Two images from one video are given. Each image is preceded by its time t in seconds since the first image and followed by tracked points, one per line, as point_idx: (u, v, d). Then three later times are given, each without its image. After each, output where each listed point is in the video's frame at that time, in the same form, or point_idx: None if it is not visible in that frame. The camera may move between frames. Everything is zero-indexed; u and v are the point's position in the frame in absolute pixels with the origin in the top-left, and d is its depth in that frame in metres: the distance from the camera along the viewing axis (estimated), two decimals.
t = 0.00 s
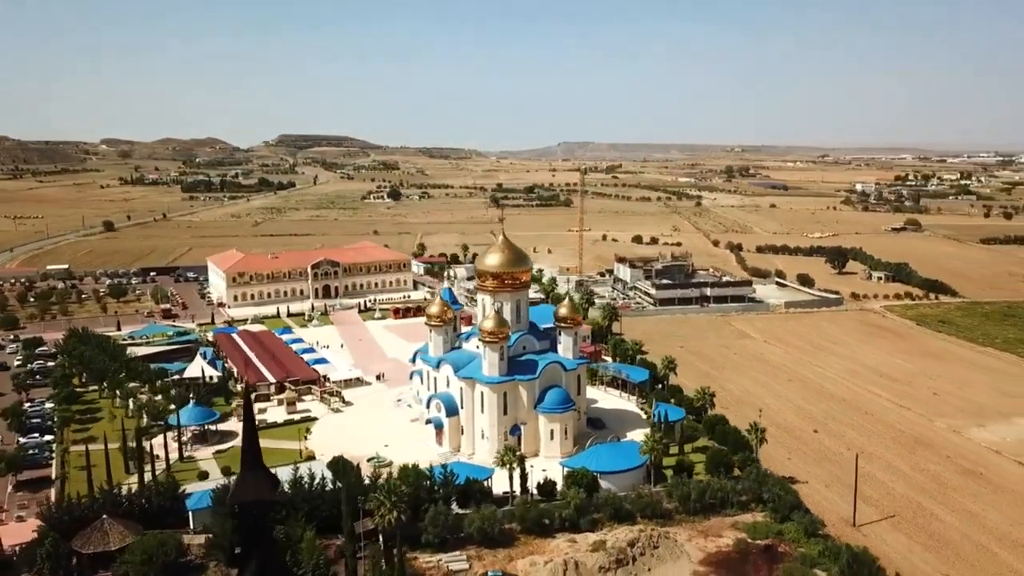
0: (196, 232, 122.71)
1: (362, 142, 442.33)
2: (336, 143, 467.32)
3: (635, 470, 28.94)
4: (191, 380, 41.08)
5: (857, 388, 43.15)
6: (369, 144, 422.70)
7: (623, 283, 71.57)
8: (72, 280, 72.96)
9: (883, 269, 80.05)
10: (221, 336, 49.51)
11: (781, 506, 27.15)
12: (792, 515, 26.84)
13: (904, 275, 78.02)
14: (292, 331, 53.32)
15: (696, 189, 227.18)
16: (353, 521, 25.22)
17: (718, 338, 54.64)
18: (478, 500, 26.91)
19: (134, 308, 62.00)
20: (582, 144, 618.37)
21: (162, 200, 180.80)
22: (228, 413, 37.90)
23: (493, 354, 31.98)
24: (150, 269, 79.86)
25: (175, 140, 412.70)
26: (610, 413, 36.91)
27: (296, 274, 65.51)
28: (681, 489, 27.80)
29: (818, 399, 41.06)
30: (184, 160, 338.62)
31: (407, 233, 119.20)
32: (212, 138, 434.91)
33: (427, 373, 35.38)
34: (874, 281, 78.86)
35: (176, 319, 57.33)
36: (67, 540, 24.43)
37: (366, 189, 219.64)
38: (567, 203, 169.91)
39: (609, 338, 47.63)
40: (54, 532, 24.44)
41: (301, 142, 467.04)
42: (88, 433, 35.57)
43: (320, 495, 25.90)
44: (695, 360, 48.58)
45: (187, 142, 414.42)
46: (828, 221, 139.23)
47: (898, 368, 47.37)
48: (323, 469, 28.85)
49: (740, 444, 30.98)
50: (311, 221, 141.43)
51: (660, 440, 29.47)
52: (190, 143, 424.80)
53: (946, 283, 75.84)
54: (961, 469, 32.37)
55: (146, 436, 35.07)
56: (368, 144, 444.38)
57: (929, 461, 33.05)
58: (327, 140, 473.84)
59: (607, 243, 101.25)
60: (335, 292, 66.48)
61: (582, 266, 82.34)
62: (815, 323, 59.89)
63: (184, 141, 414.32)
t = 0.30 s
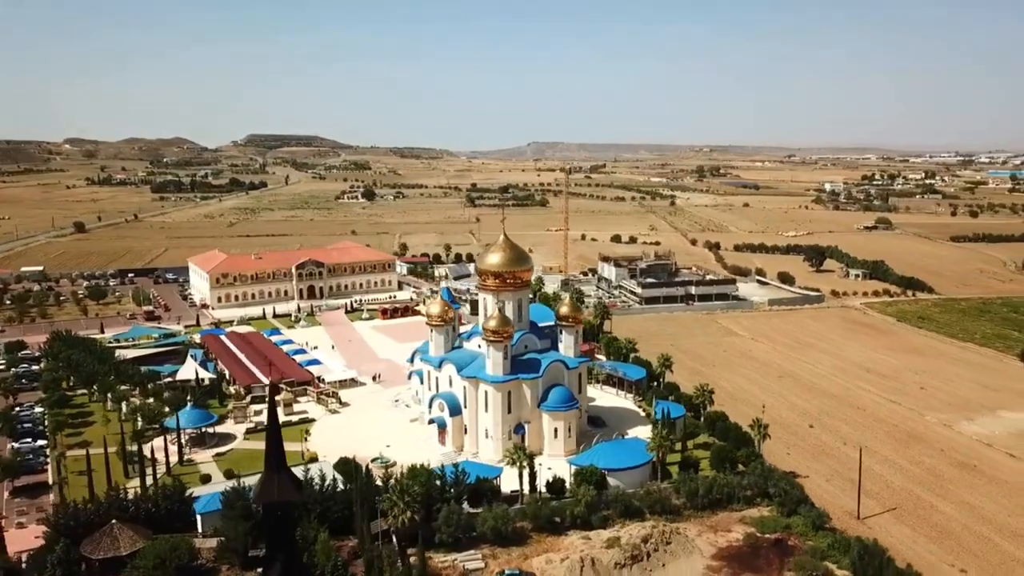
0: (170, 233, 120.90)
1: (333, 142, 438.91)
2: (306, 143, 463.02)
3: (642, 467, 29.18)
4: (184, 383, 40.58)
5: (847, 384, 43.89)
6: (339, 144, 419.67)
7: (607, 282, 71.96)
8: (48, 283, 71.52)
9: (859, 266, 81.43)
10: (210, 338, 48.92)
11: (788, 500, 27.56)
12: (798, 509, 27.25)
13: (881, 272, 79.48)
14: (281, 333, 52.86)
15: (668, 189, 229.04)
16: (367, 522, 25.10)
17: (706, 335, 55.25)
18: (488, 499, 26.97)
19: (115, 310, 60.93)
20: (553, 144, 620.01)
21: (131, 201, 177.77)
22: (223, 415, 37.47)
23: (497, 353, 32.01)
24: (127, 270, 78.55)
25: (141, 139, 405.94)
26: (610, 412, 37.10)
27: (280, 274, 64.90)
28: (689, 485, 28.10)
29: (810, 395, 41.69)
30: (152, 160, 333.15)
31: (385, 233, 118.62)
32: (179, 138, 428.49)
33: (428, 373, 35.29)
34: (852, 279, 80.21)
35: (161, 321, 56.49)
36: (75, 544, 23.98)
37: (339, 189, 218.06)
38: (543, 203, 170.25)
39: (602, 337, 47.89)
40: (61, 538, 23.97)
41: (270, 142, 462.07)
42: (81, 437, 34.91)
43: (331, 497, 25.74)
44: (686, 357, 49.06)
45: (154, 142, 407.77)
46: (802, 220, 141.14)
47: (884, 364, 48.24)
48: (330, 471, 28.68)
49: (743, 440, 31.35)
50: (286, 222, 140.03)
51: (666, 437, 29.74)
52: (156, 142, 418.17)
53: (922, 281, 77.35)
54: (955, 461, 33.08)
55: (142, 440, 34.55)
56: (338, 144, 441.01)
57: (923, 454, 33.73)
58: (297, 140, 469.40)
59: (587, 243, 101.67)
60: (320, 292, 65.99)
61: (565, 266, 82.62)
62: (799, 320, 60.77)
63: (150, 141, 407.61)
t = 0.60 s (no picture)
0: (143, 234, 119.00)
1: (303, 142, 434.96)
2: (276, 144, 458.16)
3: (649, 464, 29.44)
4: (177, 386, 40.09)
5: (837, 380, 44.60)
6: (310, 144, 416.06)
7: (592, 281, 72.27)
8: (23, 285, 70.04)
9: (838, 265, 82.67)
10: (199, 340, 48.33)
11: (793, 495, 27.96)
12: (803, 504, 27.65)
13: (859, 270, 80.81)
14: (270, 334, 52.36)
15: (642, 188, 230.47)
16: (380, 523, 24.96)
17: (694, 333, 55.79)
18: (499, 498, 26.97)
19: (95, 313, 59.87)
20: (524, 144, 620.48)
21: (100, 201, 174.58)
22: (220, 418, 37.01)
23: (501, 352, 32.04)
24: (104, 272, 77.18)
25: (107, 139, 398.68)
26: (609, 410, 37.28)
27: (265, 275, 64.26)
28: (696, 481, 28.39)
29: (803, 391, 42.30)
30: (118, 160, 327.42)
31: (363, 233, 117.97)
32: (146, 138, 421.70)
33: (428, 373, 35.24)
34: (831, 276, 81.42)
35: (144, 324, 55.64)
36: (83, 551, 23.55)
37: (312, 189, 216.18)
38: (519, 203, 170.34)
39: (594, 335, 48.05)
40: (70, 545, 23.51)
41: (239, 142, 456.35)
42: (75, 442, 34.31)
43: (343, 498, 25.56)
44: (677, 355, 49.49)
45: (120, 142, 400.80)
46: (776, 219, 142.90)
47: (870, 360, 49.07)
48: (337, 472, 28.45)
49: (745, 436, 31.71)
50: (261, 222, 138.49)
51: (672, 434, 30.02)
52: (122, 142, 411.11)
53: (899, 278, 78.78)
54: (949, 454, 33.78)
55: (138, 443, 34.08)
56: (309, 144, 437.00)
57: (917, 448, 34.40)
58: (266, 140, 464.53)
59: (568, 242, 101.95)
60: (305, 293, 65.41)
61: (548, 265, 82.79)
62: (783, 318, 61.59)
63: (116, 141, 400.64)
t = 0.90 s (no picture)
0: (111, 236, 116.69)
1: (268, 142, 429.95)
2: (240, 144, 452.14)
3: (652, 461, 29.68)
4: (166, 390, 39.46)
5: (823, 376, 45.38)
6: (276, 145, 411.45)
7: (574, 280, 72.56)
8: None
9: (812, 263, 83.99)
10: (183, 342, 47.59)
11: (795, 489, 28.40)
12: (804, 498, 28.11)
13: (833, 267, 82.28)
14: (254, 336, 51.73)
15: (611, 188, 231.82)
16: (391, 524, 24.83)
17: (679, 330, 56.32)
18: (507, 496, 26.98)
19: (71, 317, 58.60)
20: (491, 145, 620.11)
21: (62, 203, 170.76)
22: (212, 421, 36.54)
23: (502, 351, 32.07)
24: (76, 275, 75.57)
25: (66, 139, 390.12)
26: (604, 407, 37.47)
27: (245, 277, 63.43)
28: (699, 477, 28.68)
29: (791, 387, 42.96)
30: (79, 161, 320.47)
31: (337, 234, 117.00)
32: (106, 138, 413.66)
33: (426, 373, 35.14)
34: (806, 274, 82.74)
35: (123, 327, 54.62)
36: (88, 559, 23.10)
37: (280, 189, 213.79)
38: (492, 203, 170.31)
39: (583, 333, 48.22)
40: (75, 552, 23.12)
41: (203, 141, 449.39)
42: (64, 448, 33.62)
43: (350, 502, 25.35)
44: (664, 352, 49.90)
45: (79, 142, 392.49)
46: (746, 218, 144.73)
47: (853, 356, 50.00)
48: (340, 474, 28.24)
49: (743, 431, 32.14)
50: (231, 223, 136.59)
51: (674, 431, 30.30)
52: (82, 143, 402.78)
53: (872, 276, 80.34)
54: (938, 446, 34.56)
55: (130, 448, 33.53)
56: (274, 144, 432.12)
57: (907, 441, 35.17)
58: (230, 140, 458.01)
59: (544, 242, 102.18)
60: (286, 295, 64.67)
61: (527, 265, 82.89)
62: (764, 315, 62.46)
63: (76, 141, 392.42)
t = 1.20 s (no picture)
0: (83, 237, 114.75)
1: (238, 142, 424.96)
2: (210, 144, 446.72)
3: (657, 458, 29.94)
4: (158, 394, 38.91)
5: (812, 372, 46.05)
6: (246, 144, 407.18)
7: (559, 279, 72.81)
8: None
9: (791, 261, 85.04)
10: (171, 345, 46.95)
11: (798, 484, 28.78)
12: (807, 493, 28.51)
13: (812, 265, 83.50)
14: (243, 338, 51.22)
15: (586, 188, 232.71)
16: (402, 524, 24.76)
17: (667, 329, 56.77)
18: (516, 495, 27.02)
19: (52, 319, 57.58)
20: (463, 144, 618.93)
21: (30, 204, 167.49)
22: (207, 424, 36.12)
23: (504, 351, 32.11)
24: (52, 277, 74.23)
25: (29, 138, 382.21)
26: (602, 406, 37.64)
27: (229, 278, 62.73)
28: (704, 474, 28.95)
29: (782, 384, 43.55)
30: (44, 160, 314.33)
31: (315, 234, 116.21)
32: (71, 138, 406.20)
33: (426, 373, 35.07)
34: (785, 272, 83.84)
35: (107, 329, 53.80)
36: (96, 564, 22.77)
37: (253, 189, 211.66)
38: (468, 203, 170.07)
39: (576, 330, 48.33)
40: (84, 559, 22.82)
41: (171, 141, 443.07)
42: (57, 453, 33.04)
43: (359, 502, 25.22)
44: (655, 351, 50.27)
45: (43, 142, 384.87)
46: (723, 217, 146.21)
47: (839, 353, 50.80)
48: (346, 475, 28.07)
49: (743, 428, 32.50)
50: (206, 224, 134.95)
51: (678, 428, 30.58)
52: (46, 143, 395.16)
53: (851, 274, 81.60)
54: (930, 440, 35.22)
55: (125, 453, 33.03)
56: (244, 144, 427.45)
57: (900, 434, 35.81)
58: (199, 139, 452.24)
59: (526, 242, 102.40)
60: (271, 296, 63.96)
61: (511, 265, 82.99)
62: (749, 313, 63.21)
63: (40, 142, 384.91)
